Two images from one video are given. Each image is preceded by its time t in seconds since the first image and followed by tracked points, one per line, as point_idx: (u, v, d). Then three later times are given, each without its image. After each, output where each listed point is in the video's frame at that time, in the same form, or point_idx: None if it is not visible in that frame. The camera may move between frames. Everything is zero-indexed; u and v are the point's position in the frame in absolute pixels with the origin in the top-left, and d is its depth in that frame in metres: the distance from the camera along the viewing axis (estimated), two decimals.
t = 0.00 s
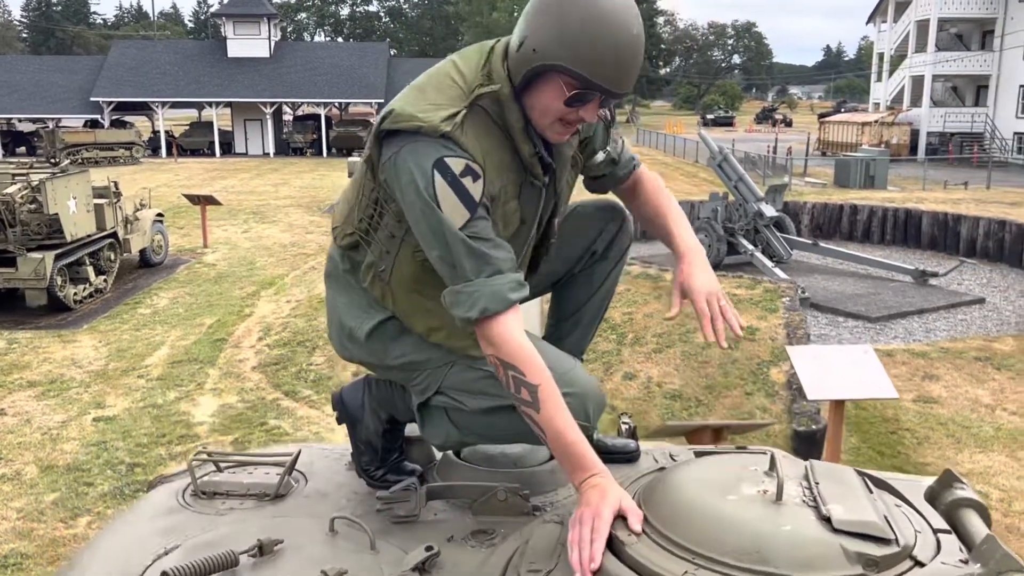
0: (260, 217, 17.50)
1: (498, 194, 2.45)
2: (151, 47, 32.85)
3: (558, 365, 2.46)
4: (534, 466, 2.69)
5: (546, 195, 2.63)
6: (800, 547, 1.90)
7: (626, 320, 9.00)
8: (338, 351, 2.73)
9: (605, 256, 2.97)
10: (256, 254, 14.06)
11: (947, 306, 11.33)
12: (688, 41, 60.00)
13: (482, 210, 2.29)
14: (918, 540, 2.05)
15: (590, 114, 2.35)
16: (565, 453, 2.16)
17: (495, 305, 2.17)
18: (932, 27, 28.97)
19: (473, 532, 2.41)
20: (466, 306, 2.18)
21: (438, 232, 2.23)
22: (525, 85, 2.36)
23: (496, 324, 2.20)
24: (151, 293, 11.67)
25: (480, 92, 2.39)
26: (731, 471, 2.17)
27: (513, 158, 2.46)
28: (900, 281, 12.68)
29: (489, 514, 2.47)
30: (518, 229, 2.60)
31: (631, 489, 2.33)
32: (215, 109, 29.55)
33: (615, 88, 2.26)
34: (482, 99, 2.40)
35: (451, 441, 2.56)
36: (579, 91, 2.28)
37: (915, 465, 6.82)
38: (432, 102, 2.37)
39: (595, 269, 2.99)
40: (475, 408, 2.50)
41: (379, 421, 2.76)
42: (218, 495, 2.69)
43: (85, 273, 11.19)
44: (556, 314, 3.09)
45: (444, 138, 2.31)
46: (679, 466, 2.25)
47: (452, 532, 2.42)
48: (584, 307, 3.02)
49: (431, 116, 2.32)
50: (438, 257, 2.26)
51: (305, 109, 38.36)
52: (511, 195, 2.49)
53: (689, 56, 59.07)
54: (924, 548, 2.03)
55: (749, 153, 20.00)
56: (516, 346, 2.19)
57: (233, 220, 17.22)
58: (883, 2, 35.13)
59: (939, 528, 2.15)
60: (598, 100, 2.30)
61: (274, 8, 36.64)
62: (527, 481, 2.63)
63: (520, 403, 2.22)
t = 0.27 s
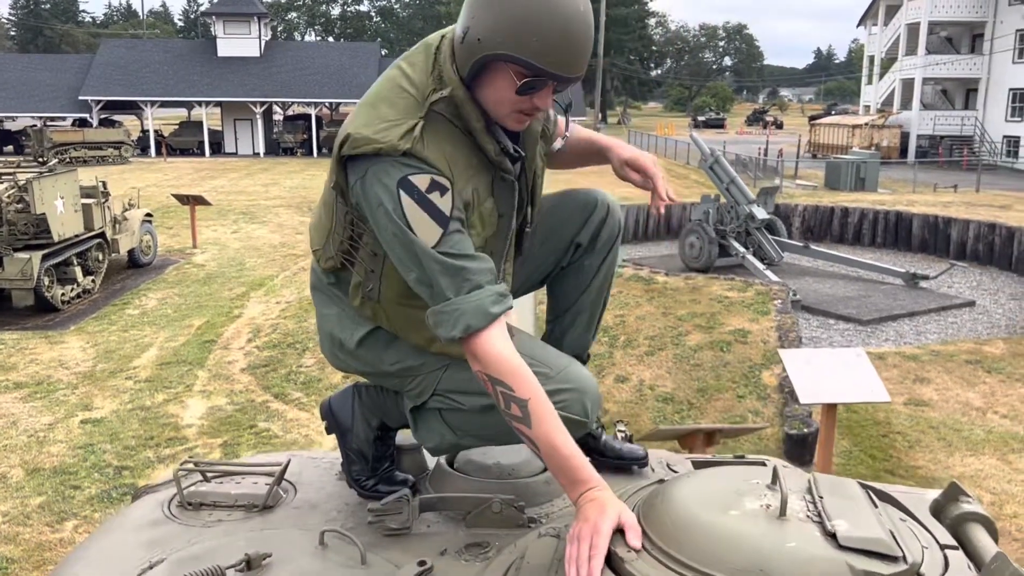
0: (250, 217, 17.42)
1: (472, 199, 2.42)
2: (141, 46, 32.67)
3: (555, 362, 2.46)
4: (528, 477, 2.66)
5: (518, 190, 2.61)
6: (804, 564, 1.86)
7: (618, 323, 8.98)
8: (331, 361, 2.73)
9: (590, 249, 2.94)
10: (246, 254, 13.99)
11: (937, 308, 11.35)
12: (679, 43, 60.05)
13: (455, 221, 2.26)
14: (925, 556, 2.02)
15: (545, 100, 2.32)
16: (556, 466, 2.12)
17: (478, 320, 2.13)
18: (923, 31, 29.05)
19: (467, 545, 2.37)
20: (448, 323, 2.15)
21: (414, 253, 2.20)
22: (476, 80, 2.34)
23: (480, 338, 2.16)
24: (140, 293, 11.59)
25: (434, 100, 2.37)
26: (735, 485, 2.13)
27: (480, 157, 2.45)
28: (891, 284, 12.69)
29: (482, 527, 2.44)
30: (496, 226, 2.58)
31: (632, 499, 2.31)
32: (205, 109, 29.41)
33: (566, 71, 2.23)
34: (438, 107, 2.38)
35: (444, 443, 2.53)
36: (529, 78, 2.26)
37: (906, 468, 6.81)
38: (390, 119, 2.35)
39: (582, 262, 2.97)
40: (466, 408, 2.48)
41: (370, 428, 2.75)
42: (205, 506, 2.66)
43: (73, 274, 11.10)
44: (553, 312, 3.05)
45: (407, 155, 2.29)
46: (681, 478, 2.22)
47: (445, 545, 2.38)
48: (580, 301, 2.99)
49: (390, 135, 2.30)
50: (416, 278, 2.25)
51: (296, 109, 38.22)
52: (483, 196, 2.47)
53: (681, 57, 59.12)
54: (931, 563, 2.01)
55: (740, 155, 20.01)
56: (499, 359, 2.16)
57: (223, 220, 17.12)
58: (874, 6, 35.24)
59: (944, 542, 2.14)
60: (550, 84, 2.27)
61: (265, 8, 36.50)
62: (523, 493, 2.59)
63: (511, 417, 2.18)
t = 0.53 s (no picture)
0: (241, 219, 17.35)
1: (447, 202, 2.41)
2: (133, 47, 32.55)
3: (533, 356, 2.50)
4: (514, 486, 2.63)
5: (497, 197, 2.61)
6: None
7: (610, 327, 8.96)
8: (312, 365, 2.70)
9: (579, 267, 2.94)
10: (237, 256, 13.92)
11: (928, 313, 11.36)
12: (672, 47, 60.10)
13: (430, 222, 2.25)
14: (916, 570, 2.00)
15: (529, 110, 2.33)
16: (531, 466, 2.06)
17: (448, 319, 2.10)
18: (914, 35, 29.14)
19: (452, 559, 2.34)
20: (415, 325, 2.12)
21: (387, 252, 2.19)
22: (461, 87, 2.35)
23: (448, 341, 2.13)
24: (130, 296, 11.52)
25: (417, 101, 2.37)
26: (724, 499, 2.11)
27: (459, 162, 2.44)
28: (882, 288, 12.70)
29: (468, 539, 2.41)
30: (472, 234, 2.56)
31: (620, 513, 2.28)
32: (197, 110, 29.30)
33: (549, 84, 2.24)
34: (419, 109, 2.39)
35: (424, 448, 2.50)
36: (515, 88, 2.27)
37: (898, 473, 6.80)
38: (370, 118, 2.34)
39: (571, 282, 2.95)
40: (446, 410, 2.45)
41: (352, 437, 2.71)
42: (185, 518, 2.62)
43: (62, 276, 11.02)
44: (549, 333, 3.04)
45: (385, 152, 2.29)
46: (669, 492, 2.19)
47: (430, 559, 2.35)
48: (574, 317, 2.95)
49: (370, 132, 2.29)
50: (388, 278, 2.23)
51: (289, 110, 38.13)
52: (461, 202, 2.46)
53: (673, 61, 59.17)
54: None
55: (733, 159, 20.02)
56: (467, 362, 2.12)
57: (215, 222, 17.04)
58: (866, 10, 35.35)
59: (937, 558, 2.12)
60: (535, 96, 2.28)
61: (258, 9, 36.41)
62: (509, 504, 2.56)
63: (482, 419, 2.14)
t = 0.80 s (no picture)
0: (235, 223, 17.31)
1: (422, 191, 2.41)
2: (127, 50, 32.48)
3: (506, 360, 2.51)
4: (499, 495, 2.61)
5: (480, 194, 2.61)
6: None
7: (603, 332, 8.95)
8: (293, 371, 2.68)
9: (571, 276, 2.92)
10: (230, 260, 13.89)
11: (921, 318, 11.38)
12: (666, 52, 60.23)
13: (395, 206, 2.24)
14: None
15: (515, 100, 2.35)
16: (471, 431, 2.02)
17: (365, 319, 2.11)
18: (908, 42, 29.25)
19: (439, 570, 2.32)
20: (343, 310, 2.12)
21: (340, 227, 2.19)
22: (452, 76, 2.38)
23: (365, 340, 2.13)
24: (122, 299, 11.47)
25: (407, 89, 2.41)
26: (711, 509, 2.09)
27: (442, 154, 2.44)
28: (875, 293, 12.72)
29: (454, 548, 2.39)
30: (450, 233, 2.52)
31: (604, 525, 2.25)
32: (191, 113, 29.23)
33: (541, 72, 2.29)
34: (407, 95, 2.43)
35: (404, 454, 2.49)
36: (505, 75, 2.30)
37: (890, 479, 6.80)
38: (356, 101, 2.39)
39: (563, 291, 2.94)
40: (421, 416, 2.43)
41: (336, 447, 2.70)
42: (169, 527, 2.60)
43: (54, 279, 10.97)
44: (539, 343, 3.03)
45: (368, 131, 2.32)
46: (655, 503, 2.17)
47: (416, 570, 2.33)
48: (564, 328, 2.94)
49: (354, 112, 2.34)
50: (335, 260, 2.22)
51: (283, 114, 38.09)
52: (440, 195, 2.44)
53: (667, 66, 59.27)
54: None
55: (726, 164, 20.06)
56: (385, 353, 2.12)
57: (208, 225, 16.99)
58: (859, 16, 35.48)
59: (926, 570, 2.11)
60: (524, 84, 2.31)
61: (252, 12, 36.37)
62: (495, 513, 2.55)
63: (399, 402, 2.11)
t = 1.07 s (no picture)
0: (230, 228, 17.27)
1: (410, 181, 2.42)
2: (123, 55, 32.45)
3: (496, 368, 2.50)
4: (489, 503, 2.60)
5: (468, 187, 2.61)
6: None
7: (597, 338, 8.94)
8: (285, 377, 2.67)
9: (567, 281, 2.91)
10: (225, 265, 13.86)
11: (915, 325, 11.39)
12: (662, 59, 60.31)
13: (385, 192, 2.26)
14: None
15: (487, 64, 2.35)
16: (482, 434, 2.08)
17: (396, 291, 2.08)
18: (902, 49, 29.34)
19: None
20: (359, 292, 2.11)
21: (337, 217, 2.20)
22: (425, 53, 2.41)
23: (395, 311, 2.11)
24: (116, 305, 11.44)
25: (388, 81, 2.43)
26: (702, 516, 2.09)
27: (427, 144, 2.45)
28: (870, 300, 12.74)
29: (444, 555, 2.39)
30: (441, 225, 2.52)
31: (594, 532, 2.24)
32: (186, 119, 29.20)
33: (511, 31, 2.31)
34: (390, 88, 2.44)
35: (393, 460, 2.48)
36: (470, 35, 2.31)
37: (885, 486, 6.80)
38: (340, 96, 2.41)
39: (559, 296, 2.92)
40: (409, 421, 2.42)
41: (326, 453, 2.68)
42: (156, 534, 2.58)
43: (48, 284, 10.93)
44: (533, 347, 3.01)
45: (351, 123, 2.35)
46: (646, 509, 2.17)
47: None
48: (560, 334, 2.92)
49: (338, 105, 2.36)
50: (338, 248, 2.22)
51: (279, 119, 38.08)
52: (429, 185, 2.45)
53: (663, 73, 59.34)
54: None
55: (722, 171, 20.08)
56: (408, 330, 2.11)
57: (203, 231, 16.96)
58: (854, 24, 35.59)
59: None
60: (491, 43, 2.32)
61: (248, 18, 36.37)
62: (487, 521, 2.54)
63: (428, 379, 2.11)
